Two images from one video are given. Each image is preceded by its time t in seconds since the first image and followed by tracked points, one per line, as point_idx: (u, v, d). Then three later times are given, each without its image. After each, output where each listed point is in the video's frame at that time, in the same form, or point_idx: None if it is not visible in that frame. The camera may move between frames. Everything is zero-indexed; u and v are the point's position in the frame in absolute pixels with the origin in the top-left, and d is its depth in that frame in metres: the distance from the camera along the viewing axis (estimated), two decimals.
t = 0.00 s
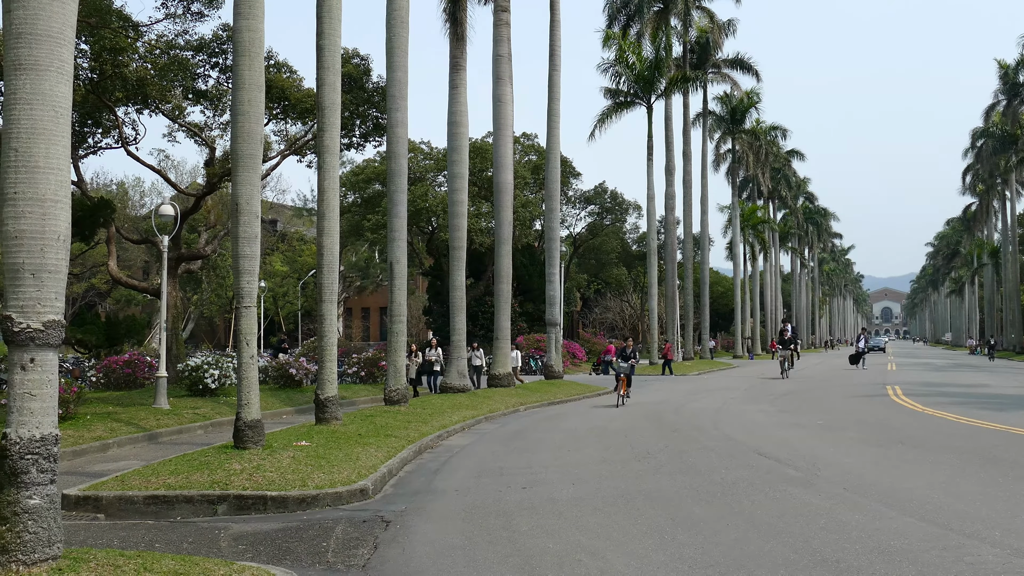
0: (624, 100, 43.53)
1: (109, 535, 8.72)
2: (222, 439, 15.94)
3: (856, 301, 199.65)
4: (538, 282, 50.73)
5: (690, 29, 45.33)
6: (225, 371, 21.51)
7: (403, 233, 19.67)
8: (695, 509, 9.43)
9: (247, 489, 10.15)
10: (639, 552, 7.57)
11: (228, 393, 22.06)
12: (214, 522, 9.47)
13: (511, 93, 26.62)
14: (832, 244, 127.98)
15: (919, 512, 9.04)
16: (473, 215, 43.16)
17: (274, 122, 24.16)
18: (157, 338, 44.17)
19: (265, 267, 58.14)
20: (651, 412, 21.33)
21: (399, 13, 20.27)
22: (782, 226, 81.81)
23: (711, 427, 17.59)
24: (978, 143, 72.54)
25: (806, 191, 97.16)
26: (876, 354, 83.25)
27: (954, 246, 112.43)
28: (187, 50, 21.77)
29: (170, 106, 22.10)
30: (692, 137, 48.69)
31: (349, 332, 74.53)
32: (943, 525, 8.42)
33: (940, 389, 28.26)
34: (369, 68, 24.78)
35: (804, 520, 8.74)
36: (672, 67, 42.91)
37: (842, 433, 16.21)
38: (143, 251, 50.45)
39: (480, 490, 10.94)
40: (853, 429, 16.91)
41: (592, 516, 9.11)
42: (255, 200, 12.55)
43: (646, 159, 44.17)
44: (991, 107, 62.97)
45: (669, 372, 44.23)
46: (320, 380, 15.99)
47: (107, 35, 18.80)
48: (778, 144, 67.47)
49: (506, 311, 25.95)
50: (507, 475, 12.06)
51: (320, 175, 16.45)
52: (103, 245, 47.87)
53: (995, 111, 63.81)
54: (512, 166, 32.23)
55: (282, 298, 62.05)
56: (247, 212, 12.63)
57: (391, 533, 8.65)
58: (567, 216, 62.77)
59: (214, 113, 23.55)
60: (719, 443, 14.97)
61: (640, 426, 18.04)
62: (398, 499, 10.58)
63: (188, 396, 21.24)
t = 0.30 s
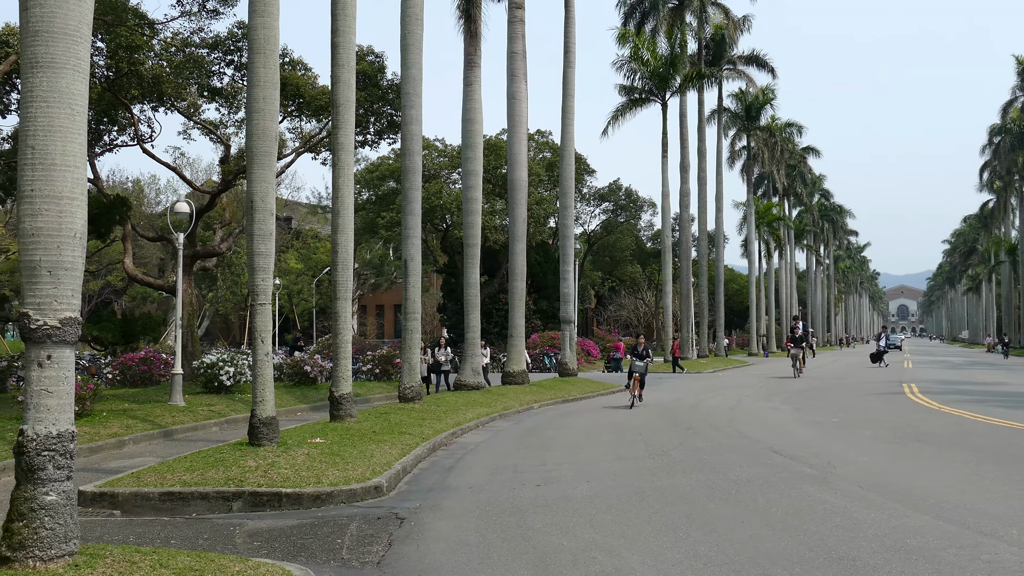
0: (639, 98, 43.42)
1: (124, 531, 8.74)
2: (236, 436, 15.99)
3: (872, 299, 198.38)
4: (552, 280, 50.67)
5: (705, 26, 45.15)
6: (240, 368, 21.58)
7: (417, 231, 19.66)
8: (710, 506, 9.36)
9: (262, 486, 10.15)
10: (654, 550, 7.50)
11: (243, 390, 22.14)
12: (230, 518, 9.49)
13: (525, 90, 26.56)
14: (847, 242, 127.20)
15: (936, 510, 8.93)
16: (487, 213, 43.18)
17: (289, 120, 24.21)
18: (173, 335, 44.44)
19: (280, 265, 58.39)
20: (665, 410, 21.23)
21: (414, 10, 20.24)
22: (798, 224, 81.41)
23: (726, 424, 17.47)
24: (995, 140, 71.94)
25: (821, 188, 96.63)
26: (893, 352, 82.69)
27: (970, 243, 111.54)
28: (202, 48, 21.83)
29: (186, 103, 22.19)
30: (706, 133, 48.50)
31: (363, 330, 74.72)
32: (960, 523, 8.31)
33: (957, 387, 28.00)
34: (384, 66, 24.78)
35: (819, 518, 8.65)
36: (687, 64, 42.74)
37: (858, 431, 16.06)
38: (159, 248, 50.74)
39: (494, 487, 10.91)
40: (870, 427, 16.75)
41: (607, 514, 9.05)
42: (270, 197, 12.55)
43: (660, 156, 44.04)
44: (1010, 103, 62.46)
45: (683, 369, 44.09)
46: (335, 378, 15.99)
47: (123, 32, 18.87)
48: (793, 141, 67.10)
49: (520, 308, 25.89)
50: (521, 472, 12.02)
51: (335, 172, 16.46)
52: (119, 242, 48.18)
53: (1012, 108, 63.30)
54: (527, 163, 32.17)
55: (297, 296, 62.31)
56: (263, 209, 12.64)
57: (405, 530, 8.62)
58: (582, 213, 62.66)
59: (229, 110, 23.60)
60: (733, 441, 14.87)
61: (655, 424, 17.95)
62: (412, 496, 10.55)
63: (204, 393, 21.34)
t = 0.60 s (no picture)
0: (652, 95, 43.32)
1: (139, 528, 8.77)
2: (250, 433, 16.04)
3: (886, 296, 197.20)
4: (565, 277, 50.63)
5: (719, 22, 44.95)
6: (253, 365, 21.67)
7: (429, 228, 19.65)
8: (724, 505, 9.30)
9: (276, 483, 10.18)
10: (668, 548, 7.46)
11: (257, 387, 22.23)
12: (244, 515, 9.51)
13: (538, 87, 26.50)
14: (861, 239, 126.52)
15: (951, 509, 8.85)
16: (500, 210, 43.20)
17: (303, 118, 24.27)
18: (186, 333, 44.66)
19: (294, 262, 58.60)
20: (677, 408, 21.13)
21: (426, 7, 20.22)
22: (811, 222, 81.04)
23: (739, 423, 17.38)
24: (1011, 137, 71.38)
25: (835, 185, 96.10)
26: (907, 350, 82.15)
27: (985, 241, 110.75)
28: (216, 46, 21.90)
29: (199, 101, 22.28)
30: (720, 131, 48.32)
31: (375, 327, 74.90)
32: (975, 522, 8.23)
33: (972, 385, 27.78)
34: (397, 64, 24.78)
35: (834, 517, 8.59)
36: (700, 61, 42.58)
37: (872, 429, 15.94)
38: (173, 245, 51.02)
39: (507, 485, 10.89)
40: (884, 425, 16.63)
41: (620, 512, 9.01)
42: (284, 194, 12.57)
43: (674, 153, 43.93)
44: None
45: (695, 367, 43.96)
46: (348, 375, 16.01)
47: (137, 31, 18.93)
48: (807, 138, 66.73)
49: (533, 306, 25.85)
50: (534, 470, 12.00)
51: (348, 170, 16.47)
52: (133, 240, 48.47)
53: None
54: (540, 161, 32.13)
55: (310, 293, 62.53)
56: (276, 206, 12.65)
57: (418, 527, 8.62)
58: (594, 211, 62.55)
59: (243, 108, 23.67)
60: (746, 439, 14.79)
61: (668, 422, 17.88)
62: (425, 493, 10.55)
63: (217, 390, 21.44)
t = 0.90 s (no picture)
0: (665, 93, 43.16)
1: (154, 524, 8.82)
2: (264, 430, 16.09)
3: (900, 294, 196.06)
4: (577, 275, 50.59)
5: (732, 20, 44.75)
6: (267, 363, 21.75)
7: (441, 226, 19.67)
8: (736, 502, 9.26)
9: (289, 480, 10.21)
10: (680, 545, 7.45)
11: (271, 384, 22.32)
12: (258, 512, 9.54)
13: (551, 85, 26.45)
14: (875, 237, 125.80)
15: (965, 507, 8.79)
16: (513, 208, 43.20)
17: (315, 116, 24.34)
18: (200, 331, 44.96)
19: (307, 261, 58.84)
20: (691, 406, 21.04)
21: (438, 5, 20.22)
22: (825, 219, 80.64)
23: (752, 420, 17.30)
24: None
25: (849, 183, 95.57)
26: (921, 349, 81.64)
27: (1000, 238, 109.89)
28: (230, 45, 21.97)
29: (213, 100, 22.38)
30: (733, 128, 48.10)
31: (388, 325, 75.12)
32: (990, 520, 8.16)
33: (988, 383, 27.54)
34: (409, 62, 24.79)
35: (848, 514, 8.54)
36: (713, 59, 42.39)
37: (887, 427, 15.82)
38: (188, 244, 51.28)
39: (520, 482, 10.89)
40: (898, 423, 16.51)
41: (632, 510, 8.99)
42: (297, 192, 12.60)
43: (687, 151, 43.77)
44: None
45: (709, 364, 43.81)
46: (361, 372, 16.03)
47: (151, 30, 18.99)
48: (820, 135, 66.36)
49: (546, 304, 25.83)
50: (547, 468, 11.99)
51: (361, 168, 16.49)
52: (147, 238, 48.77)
53: None
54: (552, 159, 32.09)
55: (323, 291, 62.76)
56: (289, 204, 12.68)
57: (431, 524, 8.61)
58: (607, 209, 62.45)
59: (256, 107, 23.74)
60: (759, 437, 14.74)
61: (681, 419, 17.83)
62: (438, 491, 10.56)
63: (231, 387, 21.54)
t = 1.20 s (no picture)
0: (677, 90, 43.02)
1: (168, 522, 8.86)
2: (276, 428, 16.15)
3: (913, 292, 194.86)
4: (589, 273, 50.51)
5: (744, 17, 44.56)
6: (280, 361, 21.82)
7: (453, 224, 19.68)
8: (750, 500, 9.21)
9: (302, 478, 10.23)
10: (693, 543, 7.41)
11: (283, 382, 22.37)
12: (271, 510, 9.56)
13: (562, 83, 26.39)
14: (888, 234, 125.02)
15: (980, 505, 8.71)
16: (524, 206, 43.15)
17: (328, 114, 24.38)
18: (213, 328, 45.23)
19: (319, 258, 58.99)
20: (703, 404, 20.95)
21: (450, 3, 20.20)
22: (839, 216, 80.23)
23: (765, 418, 17.22)
24: None
25: (863, 180, 95.01)
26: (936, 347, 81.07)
27: (1015, 235, 108.95)
28: (242, 43, 22.03)
29: (226, 99, 22.46)
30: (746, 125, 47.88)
31: (401, 323, 75.25)
32: (1005, 518, 8.09)
33: (1002, 381, 27.33)
34: (421, 60, 24.79)
35: (861, 513, 8.48)
36: (725, 55, 42.23)
37: (900, 425, 15.72)
38: (201, 242, 51.48)
39: (532, 480, 10.88)
40: (912, 421, 16.40)
41: (645, 507, 8.95)
42: (310, 190, 12.61)
43: (699, 148, 43.60)
44: None
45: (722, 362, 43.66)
46: (374, 370, 16.05)
47: (165, 29, 19.06)
48: (834, 132, 65.99)
49: (557, 301, 25.78)
50: (560, 466, 11.97)
51: (373, 166, 16.51)
52: (161, 236, 48.99)
53: None
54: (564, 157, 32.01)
55: (335, 289, 62.89)
56: (302, 202, 12.70)
57: (444, 522, 8.62)
58: (619, 206, 62.29)
59: (269, 105, 23.80)
60: (772, 434, 14.66)
61: (694, 417, 17.76)
62: (450, 489, 10.57)
63: (244, 385, 21.61)
